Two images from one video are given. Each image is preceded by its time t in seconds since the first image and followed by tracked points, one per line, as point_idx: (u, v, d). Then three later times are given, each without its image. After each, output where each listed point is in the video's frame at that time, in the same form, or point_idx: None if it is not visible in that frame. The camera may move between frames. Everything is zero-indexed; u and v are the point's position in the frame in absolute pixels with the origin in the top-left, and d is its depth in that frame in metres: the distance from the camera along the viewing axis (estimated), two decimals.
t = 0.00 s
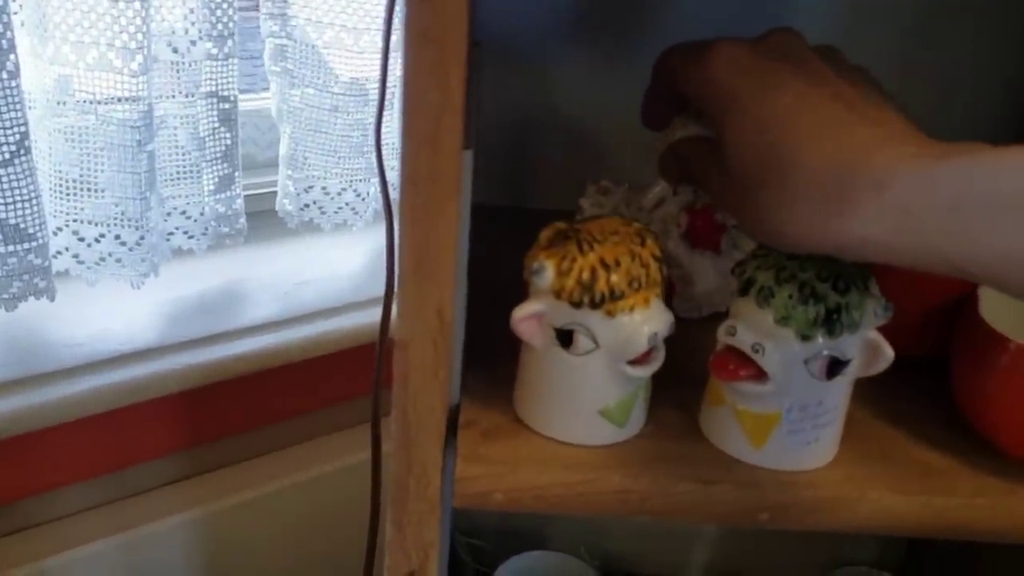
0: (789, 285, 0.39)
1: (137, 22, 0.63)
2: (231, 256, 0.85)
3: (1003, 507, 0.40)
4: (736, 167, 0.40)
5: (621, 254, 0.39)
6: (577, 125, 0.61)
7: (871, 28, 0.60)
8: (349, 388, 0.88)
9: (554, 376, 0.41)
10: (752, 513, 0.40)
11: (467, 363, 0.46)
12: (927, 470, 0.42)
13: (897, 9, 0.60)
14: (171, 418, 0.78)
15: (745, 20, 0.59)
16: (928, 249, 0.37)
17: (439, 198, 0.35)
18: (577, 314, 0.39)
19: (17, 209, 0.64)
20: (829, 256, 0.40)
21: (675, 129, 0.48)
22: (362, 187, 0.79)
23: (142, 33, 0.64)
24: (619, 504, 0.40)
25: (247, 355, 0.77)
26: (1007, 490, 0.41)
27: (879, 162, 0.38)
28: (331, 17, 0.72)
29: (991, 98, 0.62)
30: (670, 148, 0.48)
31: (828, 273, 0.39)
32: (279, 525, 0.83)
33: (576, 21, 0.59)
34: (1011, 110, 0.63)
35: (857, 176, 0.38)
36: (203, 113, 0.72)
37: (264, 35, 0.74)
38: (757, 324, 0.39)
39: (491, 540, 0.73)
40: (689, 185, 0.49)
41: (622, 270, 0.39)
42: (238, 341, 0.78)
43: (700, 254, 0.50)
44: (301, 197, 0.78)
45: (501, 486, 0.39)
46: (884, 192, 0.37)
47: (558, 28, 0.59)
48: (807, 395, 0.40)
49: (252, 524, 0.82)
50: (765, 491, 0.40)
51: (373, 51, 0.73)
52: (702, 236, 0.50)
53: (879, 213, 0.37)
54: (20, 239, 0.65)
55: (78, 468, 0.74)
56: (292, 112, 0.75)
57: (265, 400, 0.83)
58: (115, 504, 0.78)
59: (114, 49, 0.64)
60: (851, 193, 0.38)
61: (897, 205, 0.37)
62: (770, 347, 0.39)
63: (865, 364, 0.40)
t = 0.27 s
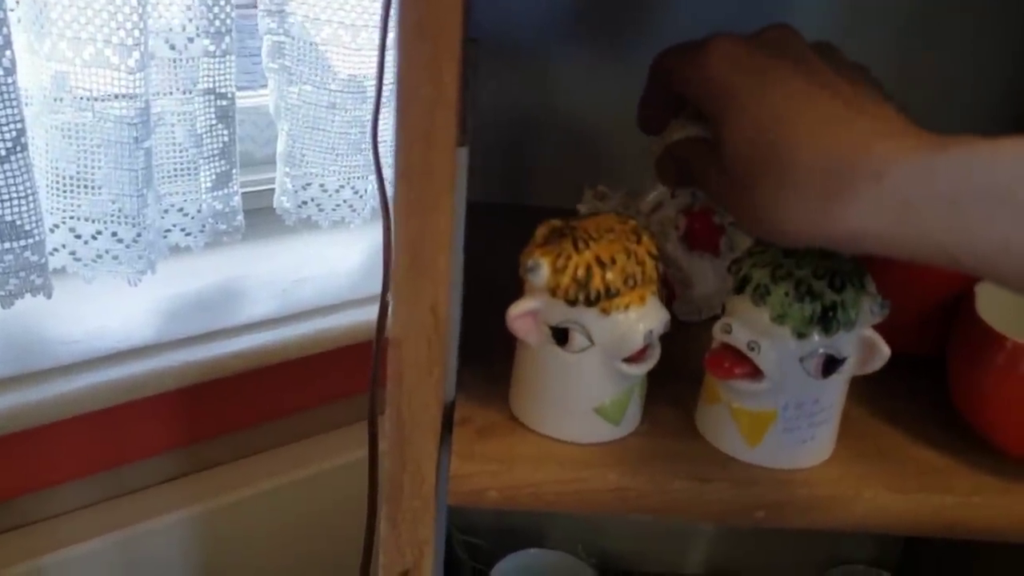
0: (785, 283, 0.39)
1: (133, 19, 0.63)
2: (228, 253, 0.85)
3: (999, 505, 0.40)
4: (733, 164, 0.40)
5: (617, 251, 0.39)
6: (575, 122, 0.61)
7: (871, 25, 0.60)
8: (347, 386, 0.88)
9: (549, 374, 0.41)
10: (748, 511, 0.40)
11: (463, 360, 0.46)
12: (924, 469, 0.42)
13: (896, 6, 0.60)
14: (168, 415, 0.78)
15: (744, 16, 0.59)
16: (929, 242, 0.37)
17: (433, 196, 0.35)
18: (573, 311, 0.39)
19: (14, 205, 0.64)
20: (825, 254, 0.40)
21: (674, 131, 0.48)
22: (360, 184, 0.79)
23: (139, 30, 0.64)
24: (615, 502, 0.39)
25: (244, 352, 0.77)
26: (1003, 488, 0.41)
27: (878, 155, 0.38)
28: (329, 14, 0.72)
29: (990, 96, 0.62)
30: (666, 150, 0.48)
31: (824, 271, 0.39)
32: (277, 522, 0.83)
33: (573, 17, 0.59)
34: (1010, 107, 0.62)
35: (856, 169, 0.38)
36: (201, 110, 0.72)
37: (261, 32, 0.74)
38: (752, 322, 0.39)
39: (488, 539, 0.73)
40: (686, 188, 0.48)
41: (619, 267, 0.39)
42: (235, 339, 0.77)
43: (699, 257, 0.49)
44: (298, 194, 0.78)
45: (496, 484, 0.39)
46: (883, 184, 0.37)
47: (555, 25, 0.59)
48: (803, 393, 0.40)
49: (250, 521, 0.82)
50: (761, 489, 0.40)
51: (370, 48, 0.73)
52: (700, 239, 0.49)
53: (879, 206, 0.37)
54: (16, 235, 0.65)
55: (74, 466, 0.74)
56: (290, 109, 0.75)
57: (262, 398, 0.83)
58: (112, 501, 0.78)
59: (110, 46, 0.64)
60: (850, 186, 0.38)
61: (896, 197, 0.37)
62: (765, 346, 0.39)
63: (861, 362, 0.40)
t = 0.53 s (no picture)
0: (785, 280, 0.39)
1: (135, 17, 0.64)
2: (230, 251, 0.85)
3: (998, 503, 0.40)
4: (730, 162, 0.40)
5: (618, 249, 0.39)
6: (577, 121, 0.61)
7: (870, 23, 0.60)
8: (349, 384, 0.88)
9: (550, 372, 0.41)
10: (748, 509, 0.40)
11: (464, 359, 0.46)
12: (924, 467, 0.42)
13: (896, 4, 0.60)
14: (170, 413, 0.78)
15: (744, 15, 0.59)
16: (925, 241, 0.37)
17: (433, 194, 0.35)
18: (573, 309, 0.39)
19: (16, 203, 0.65)
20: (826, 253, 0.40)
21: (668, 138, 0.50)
22: (362, 183, 0.79)
23: (140, 28, 0.64)
24: (616, 499, 0.40)
25: (245, 350, 0.77)
26: (1003, 486, 0.41)
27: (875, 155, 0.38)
28: (330, 12, 0.72)
29: (990, 94, 0.62)
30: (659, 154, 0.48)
31: (824, 269, 0.39)
32: (278, 520, 0.84)
33: (574, 15, 0.59)
34: (1009, 106, 0.63)
35: (852, 169, 0.38)
36: (202, 108, 0.72)
37: (263, 31, 0.74)
38: (752, 320, 0.39)
39: (490, 536, 0.73)
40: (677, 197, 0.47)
41: (619, 266, 0.39)
42: (236, 337, 0.77)
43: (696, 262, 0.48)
44: (300, 192, 0.78)
45: (497, 481, 0.39)
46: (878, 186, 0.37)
47: (556, 24, 0.59)
48: (804, 392, 0.40)
49: (251, 519, 0.82)
50: (761, 487, 0.40)
51: (371, 47, 0.73)
52: (692, 245, 0.48)
53: (875, 206, 0.37)
54: (19, 233, 0.65)
55: (76, 463, 0.74)
56: (292, 107, 0.75)
57: (264, 396, 0.83)
58: (114, 499, 0.78)
59: (112, 44, 0.64)
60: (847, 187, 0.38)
61: (892, 198, 0.37)
62: (766, 344, 0.39)
63: (862, 361, 0.40)
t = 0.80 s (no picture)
0: (789, 277, 0.39)
1: (142, 16, 0.64)
2: (235, 249, 0.86)
3: (999, 498, 0.41)
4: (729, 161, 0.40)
5: (623, 247, 0.40)
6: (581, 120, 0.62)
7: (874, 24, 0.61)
8: (353, 382, 0.88)
9: (556, 368, 0.41)
10: (752, 504, 0.40)
11: (469, 355, 0.47)
12: (926, 463, 0.42)
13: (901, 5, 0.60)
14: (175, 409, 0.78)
15: (748, 15, 0.59)
16: (926, 239, 0.38)
17: (441, 191, 0.35)
18: (580, 306, 0.39)
19: (23, 201, 0.65)
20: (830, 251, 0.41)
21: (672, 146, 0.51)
22: (366, 181, 0.80)
23: (147, 27, 0.65)
24: (621, 495, 0.40)
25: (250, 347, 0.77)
26: (1004, 482, 0.42)
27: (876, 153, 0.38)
28: (335, 11, 0.72)
29: (993, 94, 0.63)
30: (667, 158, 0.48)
31: (829, 267, 0.40)
32: (282, 516, 0.84)
33: (578, 15, 0.59)
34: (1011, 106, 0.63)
35: (852, 164, 0.38)
36: (208, 107, 0.72)
37: (267, 29, 0.74)
38: (757, 317, 0.39)
39: (493, 532, 0.74)
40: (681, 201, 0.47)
41: (625, 263, 0.39)
42: (240, 334, 0.78)
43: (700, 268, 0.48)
44: (305, 190, 0.79)
45: (503, 476, 0.40)
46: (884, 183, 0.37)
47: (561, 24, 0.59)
48: (808, 388, 0.40)
49: (256, 516, 0.82)
50: (765, 483, 0.40)
51: (377, 46, 0.74)
52: (695, 253, 0.47)
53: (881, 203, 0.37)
54: (26, 230, 0.66)
55: (82, 459, 0.75)
56: (296, 106, 0.76)
57: (268, 393, 0.83)
58: (119, 495, 0.78)
59: (119, 43, 0.64)
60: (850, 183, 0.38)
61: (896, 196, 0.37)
62: (771, 340, 0.39)
63: (865, 357, 0.41)
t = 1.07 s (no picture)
0: (782, 277, 0.40)
1: (144, 18, 0.65)
2: (236, 249, 0.86)
3: (990, 495, 0.41)
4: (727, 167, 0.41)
5: (619, 247, 0.40)
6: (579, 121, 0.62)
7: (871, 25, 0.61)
8: (354, 380, 0.89)
9: (553, 367, 0.42)
10: (745, 500, 0.41)
11: (468, 354, 0.47)
12: (918, 460, 0.43)
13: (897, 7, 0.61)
14: (177, 408, 0.79)
15: (744, 18, 0.60)
16: (920, 238, 0.38)
17: (439, 192, 0.36)
18: (576, 306, 0.40)
19: (27, 201, 0.66)
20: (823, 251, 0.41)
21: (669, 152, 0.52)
22: (366, 182, 0.80)
23: (149, 28, 0.65)
24: (617, 491, 0.41)
25: (252, 346, 0.78)
26: (994, 479, 0.42)
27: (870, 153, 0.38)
28: (336, 13, 0.73)
29: (989, 94, 0.63)
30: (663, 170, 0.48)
31: (821, 267, 0.40)
32: (283, 514, 0.85)
33: (577, 17, 0.60)
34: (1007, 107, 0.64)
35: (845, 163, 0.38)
36: (210, 108, 0.73)
37: (269, 31, 0.75)
38: (751, 317, 0.40)
39: (493, 530, 0.74)
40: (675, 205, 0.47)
41: (621, 264, 0.40)
42: (241, 333, 0.78)
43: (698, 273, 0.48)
44: (306, 191, 0.79)
45: (501, 473, 0.40)
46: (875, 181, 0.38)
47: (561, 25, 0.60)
48: (801, 387, 0.41)
49: (257, 513, 0.83)
50: (759, 479, 0.41)
51: (377, 47, 0.74)
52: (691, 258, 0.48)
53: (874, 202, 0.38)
54: (30, 230, 0.67)
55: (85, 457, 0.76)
56: (298, 107, 0.76)
57: (270, 391, 0.84)
58: (121, 493, 0.79)
59: (122, 45, 0.65)
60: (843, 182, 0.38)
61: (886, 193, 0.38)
62: (764, 340, 0.40)
63: (857, 356, 0.41)
